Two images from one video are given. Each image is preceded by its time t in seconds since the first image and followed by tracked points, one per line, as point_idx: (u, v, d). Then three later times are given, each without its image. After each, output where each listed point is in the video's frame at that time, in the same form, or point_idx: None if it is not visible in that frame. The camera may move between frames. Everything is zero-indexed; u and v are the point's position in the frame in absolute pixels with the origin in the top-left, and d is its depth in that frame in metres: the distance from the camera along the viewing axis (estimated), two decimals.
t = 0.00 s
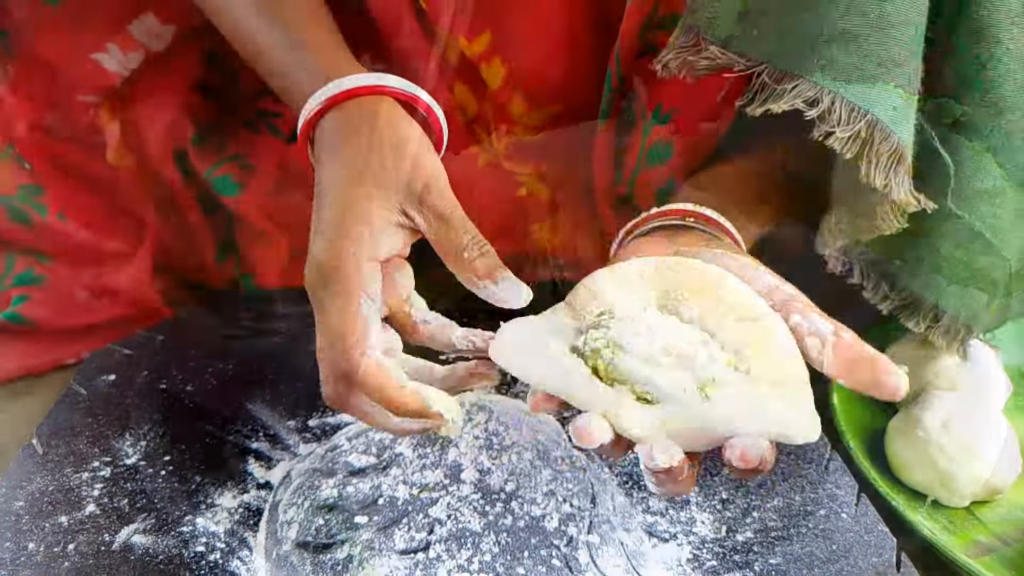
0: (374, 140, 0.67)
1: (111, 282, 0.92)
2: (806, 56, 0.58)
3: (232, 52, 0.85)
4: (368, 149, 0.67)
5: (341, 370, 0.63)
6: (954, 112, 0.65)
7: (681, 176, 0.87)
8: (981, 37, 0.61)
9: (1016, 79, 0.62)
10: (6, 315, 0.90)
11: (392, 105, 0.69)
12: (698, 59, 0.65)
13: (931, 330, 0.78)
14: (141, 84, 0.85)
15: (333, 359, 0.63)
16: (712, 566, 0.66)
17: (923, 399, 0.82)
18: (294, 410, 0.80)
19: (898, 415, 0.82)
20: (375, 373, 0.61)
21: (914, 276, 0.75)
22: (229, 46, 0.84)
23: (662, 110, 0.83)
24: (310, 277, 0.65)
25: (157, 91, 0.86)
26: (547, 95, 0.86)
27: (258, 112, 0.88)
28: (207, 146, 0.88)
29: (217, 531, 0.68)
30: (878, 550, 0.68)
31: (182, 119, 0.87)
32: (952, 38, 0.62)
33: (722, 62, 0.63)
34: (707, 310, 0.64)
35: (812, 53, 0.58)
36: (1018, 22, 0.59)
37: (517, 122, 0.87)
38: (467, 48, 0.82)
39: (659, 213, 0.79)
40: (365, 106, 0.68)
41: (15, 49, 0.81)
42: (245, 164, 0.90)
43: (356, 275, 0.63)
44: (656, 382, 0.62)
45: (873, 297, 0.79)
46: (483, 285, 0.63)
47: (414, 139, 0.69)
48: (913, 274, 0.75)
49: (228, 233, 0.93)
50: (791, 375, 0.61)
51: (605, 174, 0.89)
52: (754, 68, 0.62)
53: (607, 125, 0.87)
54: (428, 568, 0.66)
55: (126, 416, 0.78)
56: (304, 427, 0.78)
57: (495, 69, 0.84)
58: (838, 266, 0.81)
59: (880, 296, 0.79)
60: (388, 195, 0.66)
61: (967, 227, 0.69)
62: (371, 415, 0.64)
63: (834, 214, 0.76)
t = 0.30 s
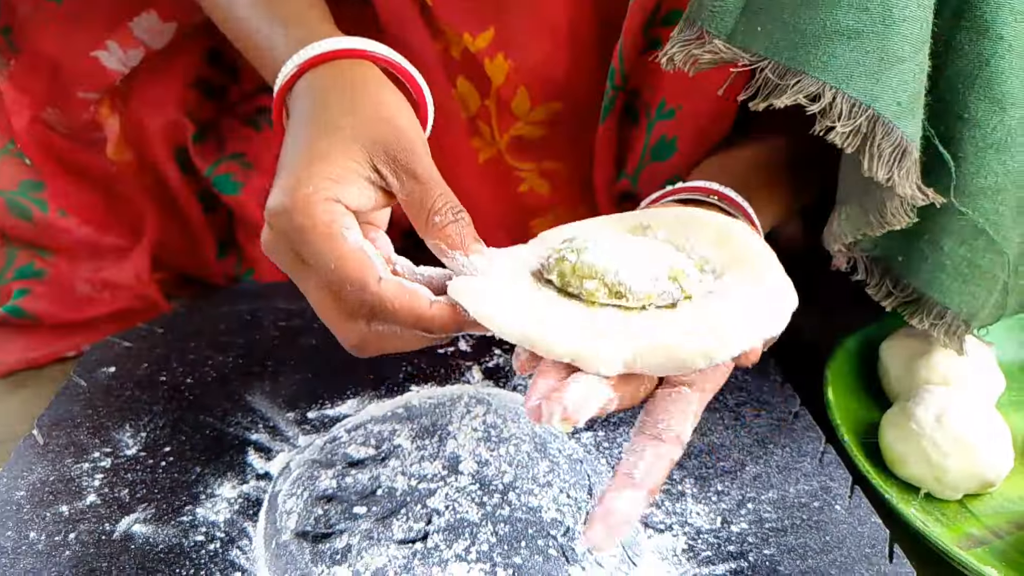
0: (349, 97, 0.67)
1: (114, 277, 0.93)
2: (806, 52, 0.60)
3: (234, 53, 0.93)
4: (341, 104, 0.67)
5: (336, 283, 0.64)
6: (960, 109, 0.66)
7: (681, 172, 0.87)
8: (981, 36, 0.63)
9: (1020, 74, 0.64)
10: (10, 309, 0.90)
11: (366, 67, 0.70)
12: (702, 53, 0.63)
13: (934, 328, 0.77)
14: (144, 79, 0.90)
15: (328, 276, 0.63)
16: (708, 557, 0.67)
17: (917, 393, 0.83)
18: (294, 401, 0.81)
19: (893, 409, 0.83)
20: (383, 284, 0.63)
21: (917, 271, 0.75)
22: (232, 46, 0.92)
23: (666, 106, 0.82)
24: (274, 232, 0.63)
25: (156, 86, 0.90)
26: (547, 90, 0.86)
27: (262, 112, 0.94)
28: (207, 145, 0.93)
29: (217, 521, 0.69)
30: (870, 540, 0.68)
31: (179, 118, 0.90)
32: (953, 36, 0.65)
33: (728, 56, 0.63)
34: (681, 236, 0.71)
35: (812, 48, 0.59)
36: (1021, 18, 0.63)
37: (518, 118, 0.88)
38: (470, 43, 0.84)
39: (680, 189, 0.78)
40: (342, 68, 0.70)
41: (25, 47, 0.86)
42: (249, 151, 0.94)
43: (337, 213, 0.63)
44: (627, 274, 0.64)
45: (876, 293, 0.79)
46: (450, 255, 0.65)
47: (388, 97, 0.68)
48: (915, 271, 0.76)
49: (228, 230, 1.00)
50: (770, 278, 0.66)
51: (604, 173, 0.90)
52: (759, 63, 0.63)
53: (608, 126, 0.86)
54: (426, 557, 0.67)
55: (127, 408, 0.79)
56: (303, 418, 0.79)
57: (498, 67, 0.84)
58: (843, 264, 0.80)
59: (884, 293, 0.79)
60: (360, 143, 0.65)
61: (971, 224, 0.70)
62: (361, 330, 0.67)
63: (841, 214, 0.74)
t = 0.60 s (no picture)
0: (301, 119, 0.56)
1: (108, 276, 0.92)
2: (792, 62, 0.59)
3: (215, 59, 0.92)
4: (292, 131, 0.55)
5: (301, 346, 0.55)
6: (957, 116, 0.65)
7: (676, 174, 0.86)
8: (981, 44, 0.62)
9: (1017, 82, 0.63)
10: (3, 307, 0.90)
11: (322, 84, 0.60)
12: (695, 62, 0.64)
13: (931, 334, 0.77)
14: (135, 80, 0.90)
15: (293, 335, 0.54)
16: (705, 556, 0.67)
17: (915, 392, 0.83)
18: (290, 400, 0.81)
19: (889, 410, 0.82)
20: (365, 344, 0.55)
21: (913, 278, 0.74)
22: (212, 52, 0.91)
23: (663, 109, 0.81)
24: (218, 282, 0.51)
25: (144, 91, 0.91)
26: (545, 94, 0.85)
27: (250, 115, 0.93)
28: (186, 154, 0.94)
29: (213, 520, 0.68)
30: (866, 539, 0.68)
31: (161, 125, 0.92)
32: (952, 43, 0.63)
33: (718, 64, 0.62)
34: (607, 268, 0.73)
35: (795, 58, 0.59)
36: (1018, 26, 0.62)
37: (517, 122, 0.87)
38: (468, 49, 0.82)
39: (677, 216, 0.80)
40: (292, 83, 0.59)
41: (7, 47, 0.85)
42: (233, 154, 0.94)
43: (308, 264, 0.53)
44: (606, 335, 0.66)
45: (872, 300, 0.78)
46: (423, 315, 0.60)
47: (349, 121, 0.59)
48: (912, 278, 0.74)
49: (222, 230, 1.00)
50: (738, 338, 0.67)
51: (600, 173, 0.87)
52: (748, 72, 0.62)
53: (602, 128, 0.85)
54: (423, 556, 0.66)
55: (122, 406, 0.79)
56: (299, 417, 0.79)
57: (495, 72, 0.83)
58: (840, 271, 0.78)
59: (880, 300, 0.78)
60: (320, 180, 0.54)
61: (967, 231, 0.69)
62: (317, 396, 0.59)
63: (840, 222, 0.72)
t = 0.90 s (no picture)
0: (306, 176, 0.54)
1: (108, 276, 0.92)
2: (819, 74, 0.52)
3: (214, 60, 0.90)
4: (297, 189, 0.54)
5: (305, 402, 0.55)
6: (954, 131, 0.63)
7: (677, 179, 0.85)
8: (980, 60, 0.59)
9: (1017, 96, 0.60)
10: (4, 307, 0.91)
11: (327, 136, 0.58)
12: (704, 75, 0.54)
13: (927, 343, 0.76)
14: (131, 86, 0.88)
15: (297, 392, 0.54)
16: (706, 553, 0.67)
17: (914, 390, 0.83)
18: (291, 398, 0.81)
19: (888, 408, 0.82)
20: (369, 402, 0.55)
21: (909, 290, 0.73)
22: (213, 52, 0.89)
23: (659, 119, 0.80)
24: (224, 340, 0.51)
25: (140, 99, 0.88)
26: (545, 106, 0.84)
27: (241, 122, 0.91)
28: (182, 165, 0.92)
29: (214, 516, 0.69)
30: (867, 535, 0.68)
31: (154, 133, 0.90)
32: (950, 59, 0.60)
33: (728, 79, 0.54)
34: (594, 302, 0.70)
35: (821, 72, 0.51)
36: (1020, 42, 0.58)
37: (518, 134, 0.86)
38: (469, 60, 0.81)
39: (666, 238, 0.76)
40: (297, 137, 0.56)
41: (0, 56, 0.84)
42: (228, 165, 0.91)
43: (313, 325, 0.52)
44: (594, 389, 0.64)
45: (868, 311, 0.77)
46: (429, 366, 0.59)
47: (353, 177, 0.57)
48: (908, 289, 0.73)
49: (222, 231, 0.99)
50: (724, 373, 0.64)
51: (597, 181, 0.87)
52: (762, 84, 0.54)
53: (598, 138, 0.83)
54: (424, 553, 0.67)
55: (122, 403, 0.78)
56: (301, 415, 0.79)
57: (497, 83, 0.82)
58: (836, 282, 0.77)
59: (876, 311, 0.76)
60: (326, 240, 0.53)
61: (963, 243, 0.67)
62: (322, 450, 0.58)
63: (836, 235, 0.70)
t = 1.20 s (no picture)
0: (325, 167, 0.51)
1: (108, 267, 0.92)
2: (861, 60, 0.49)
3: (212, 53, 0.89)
4: (315, 177, 0.50)
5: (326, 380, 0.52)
6: (957, 119, 0.61)
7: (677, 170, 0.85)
8: (983, 47, 0.59)
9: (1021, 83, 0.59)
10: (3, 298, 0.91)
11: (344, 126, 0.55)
12: (755, 48, 0.50)
13: (929, 333, 0.76)
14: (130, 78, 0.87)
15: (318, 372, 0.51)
16: (707, 542, 0.67)
17: (914, 380, 0.83)
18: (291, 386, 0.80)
19: (889, 398, 0.82)
20: (393, 379, 0.53)
21: (911, 278, 0.73)
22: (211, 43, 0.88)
23: (660, 109, 0.79)
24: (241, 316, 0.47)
25: (139, 91, 0.87)
26: (549, 98, 0.84)
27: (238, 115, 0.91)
28: (176, 159, 0.92)
29: (215, 506, 0.68)
30: (868, 525, 0.68)
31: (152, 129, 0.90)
32: (953, 45, 0.60)
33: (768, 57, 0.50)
34: (585, 303, 0.70)
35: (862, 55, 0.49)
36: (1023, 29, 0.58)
37: (521, 125, 0.86)
38: (472, 51, 0.81)
39: (662, 229, 0.77)
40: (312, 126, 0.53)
41: None
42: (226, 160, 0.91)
43: (337, 303, 0.49)
44: (588, 391, 0.64)
45: (869, 300, 0.77)
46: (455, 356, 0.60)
47: (371, 170, 0.54)
48: (909, 277, 0.73)
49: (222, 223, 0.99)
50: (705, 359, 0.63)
51: (598, 172, 0.87)
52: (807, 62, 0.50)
53: (600, 124, 0.83)
54: (425, 542, 0.66)
55: (122, 393, 0.78)
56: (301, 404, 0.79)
57: (498, 74, 0.82)
58: (838, 272, 0.77)
59: (877, 299, 0.77)
60: (345, 230, 0.50)
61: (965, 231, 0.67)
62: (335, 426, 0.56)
63: (839, 224, 0.70)
